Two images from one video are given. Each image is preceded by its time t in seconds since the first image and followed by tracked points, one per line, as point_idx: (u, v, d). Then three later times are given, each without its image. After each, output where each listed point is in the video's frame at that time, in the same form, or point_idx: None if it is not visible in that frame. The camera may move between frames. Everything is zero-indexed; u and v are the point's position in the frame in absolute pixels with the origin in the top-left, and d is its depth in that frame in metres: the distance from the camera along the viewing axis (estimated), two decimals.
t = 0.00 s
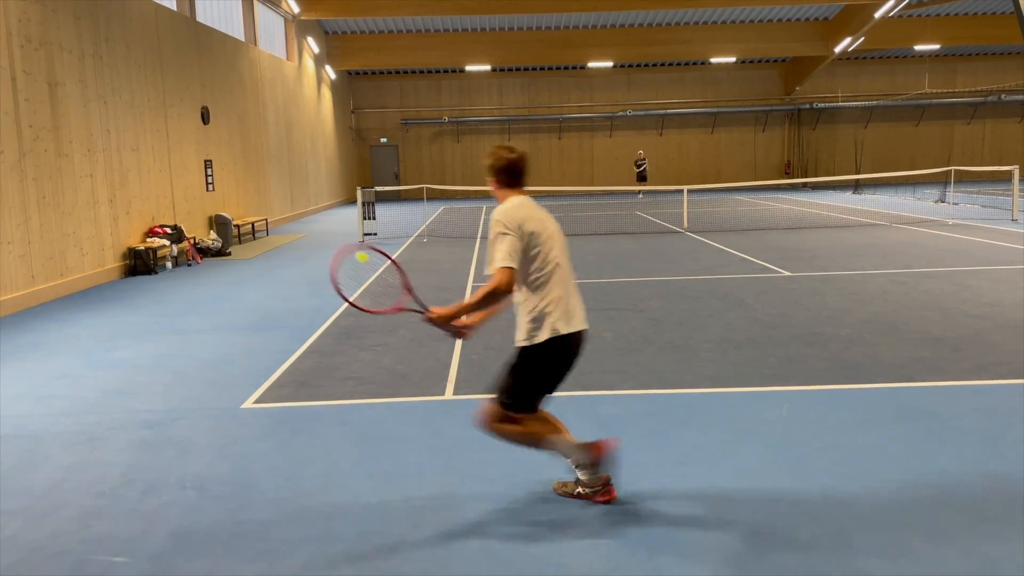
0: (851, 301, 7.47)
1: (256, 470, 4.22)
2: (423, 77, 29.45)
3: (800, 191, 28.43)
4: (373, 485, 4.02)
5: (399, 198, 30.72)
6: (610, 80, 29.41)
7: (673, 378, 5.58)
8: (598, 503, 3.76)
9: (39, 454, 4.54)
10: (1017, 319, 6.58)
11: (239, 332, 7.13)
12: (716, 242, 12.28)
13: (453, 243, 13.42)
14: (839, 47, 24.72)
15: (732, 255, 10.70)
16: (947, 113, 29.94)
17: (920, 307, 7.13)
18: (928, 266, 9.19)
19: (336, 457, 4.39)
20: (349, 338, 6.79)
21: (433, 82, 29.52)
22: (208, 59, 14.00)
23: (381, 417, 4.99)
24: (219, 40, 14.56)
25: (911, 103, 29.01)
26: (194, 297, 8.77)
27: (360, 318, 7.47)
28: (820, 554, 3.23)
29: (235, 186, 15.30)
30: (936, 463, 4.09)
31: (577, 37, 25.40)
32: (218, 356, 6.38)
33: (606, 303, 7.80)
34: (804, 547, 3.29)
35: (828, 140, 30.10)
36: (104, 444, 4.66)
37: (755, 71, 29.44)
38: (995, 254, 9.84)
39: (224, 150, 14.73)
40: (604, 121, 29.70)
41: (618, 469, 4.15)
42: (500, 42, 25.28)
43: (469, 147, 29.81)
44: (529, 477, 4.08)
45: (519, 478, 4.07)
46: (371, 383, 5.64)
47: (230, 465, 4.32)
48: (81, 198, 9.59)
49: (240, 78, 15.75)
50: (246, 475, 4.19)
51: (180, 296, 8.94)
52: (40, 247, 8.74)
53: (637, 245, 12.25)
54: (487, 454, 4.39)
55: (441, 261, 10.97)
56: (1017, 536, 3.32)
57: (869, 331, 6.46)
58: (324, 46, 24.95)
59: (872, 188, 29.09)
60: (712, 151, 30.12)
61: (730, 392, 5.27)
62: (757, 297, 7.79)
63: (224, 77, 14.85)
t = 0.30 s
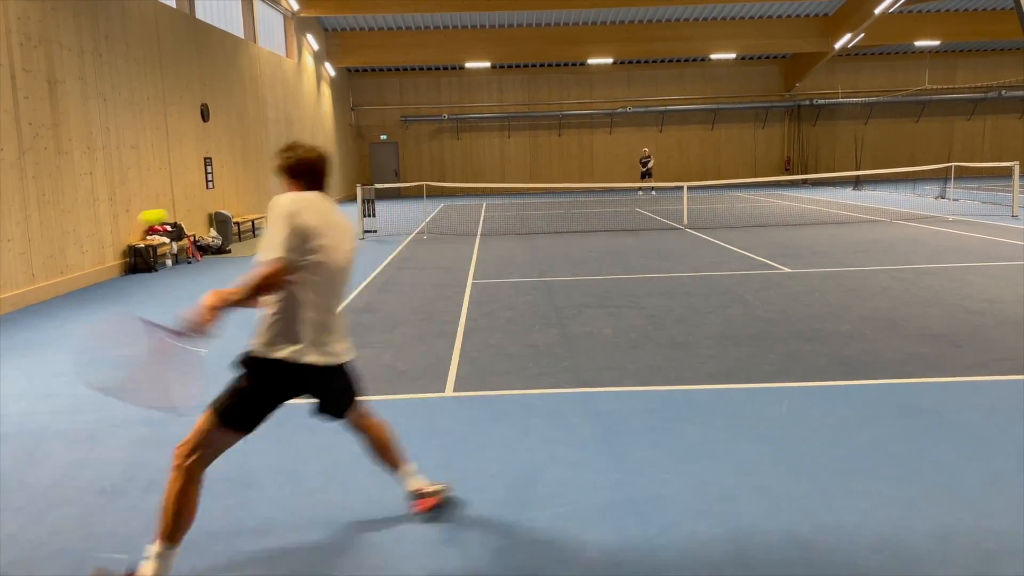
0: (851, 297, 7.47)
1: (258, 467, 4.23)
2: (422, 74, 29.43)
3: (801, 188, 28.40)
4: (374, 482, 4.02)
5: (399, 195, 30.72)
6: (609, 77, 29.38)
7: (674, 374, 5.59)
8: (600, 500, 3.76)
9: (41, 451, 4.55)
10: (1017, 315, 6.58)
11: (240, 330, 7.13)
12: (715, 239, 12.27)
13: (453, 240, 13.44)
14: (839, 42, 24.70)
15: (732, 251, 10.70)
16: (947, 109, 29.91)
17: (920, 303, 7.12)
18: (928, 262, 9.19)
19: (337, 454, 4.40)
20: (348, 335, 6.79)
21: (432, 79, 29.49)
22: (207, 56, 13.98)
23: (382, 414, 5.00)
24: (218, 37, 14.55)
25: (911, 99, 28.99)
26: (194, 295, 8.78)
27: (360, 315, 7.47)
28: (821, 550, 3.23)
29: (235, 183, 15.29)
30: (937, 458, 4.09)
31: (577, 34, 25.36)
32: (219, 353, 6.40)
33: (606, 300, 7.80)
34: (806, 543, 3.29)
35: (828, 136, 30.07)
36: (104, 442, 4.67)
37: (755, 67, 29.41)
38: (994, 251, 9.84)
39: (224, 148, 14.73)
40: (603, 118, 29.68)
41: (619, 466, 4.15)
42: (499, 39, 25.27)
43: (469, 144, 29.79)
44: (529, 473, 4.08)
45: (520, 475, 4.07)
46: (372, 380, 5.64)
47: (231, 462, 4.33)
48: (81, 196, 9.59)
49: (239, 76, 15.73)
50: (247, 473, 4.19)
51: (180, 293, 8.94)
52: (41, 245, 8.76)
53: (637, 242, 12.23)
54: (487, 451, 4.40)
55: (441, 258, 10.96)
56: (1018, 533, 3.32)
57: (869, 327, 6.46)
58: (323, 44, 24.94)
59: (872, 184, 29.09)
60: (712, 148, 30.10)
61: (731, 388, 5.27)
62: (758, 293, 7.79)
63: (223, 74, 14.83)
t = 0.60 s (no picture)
0: (850, 293, 7.47)
1: (257, 463, 4.23)
2: (422, 70, 29.42)
3: (801, 185, 28.38)
4: (373, 479, 4.02)
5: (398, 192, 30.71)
6: (609, 74, 29.36)
7: (673, 371, 5.59)
8: (598, 495, 3.77)
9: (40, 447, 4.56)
10: (1015, 311, 6.59)
11: (239, 327, 7.13)
12: (714, 236, 12.27)
13: (452, 237, 13.44)
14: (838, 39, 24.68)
15: (731, 248, 10.70)
16: (947, 106, 29.91)
17: (919, 300, 7.12)
18: (927, 259, 9.19)
19: (336, 450, 4.40)
20: (347, 332, 6.80)
21: (432, 76, 29.47)
22: (206, 53, 13.96)
23: (381, 410, 5.00)
24: (217, 34, 14.53)
25: (910, 97, 28.98)
26: (193, 292, 8.77)
27: (358, 312, 7.48)
28: (818, 546, 3.24)
29: (234, 180, 15.28)
30: (935, 455, 4.09)
31: (577, 30, 25.33)
32: (217, 350, 6.40)
33: (605, 297, 7.80)
34: (803, 539, 3.30)
35: (828, 133, 30.05)
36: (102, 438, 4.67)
37: (755, 64, 29.37)
38: (993, 247, 9.85)
39: (223, 144, 14.72)
40: (603, 115, 29.66)
41: (618, 462, 4.15)
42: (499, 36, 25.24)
43: (468, 141, 29.78)
44: (528, 469, 4.09)
45: (518, 471, 4.08)
46: (370, 377, 5.64)
47: (230, 458, 4.33)
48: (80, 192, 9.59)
49: (238, 73, 15.71)
50: (246, 469, 4.19)
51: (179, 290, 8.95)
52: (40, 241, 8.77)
53: (636, 239, 12.22)
54: (486, 447, 4.40)
55: (440, 255, 10.95)
56: (1015, 528, 3.33)
57: (868, 324, 6.46)
58: (323, 40, 24.92)
59: (872, 181, 29.08)
60: (711, 145, 30.09)
61: (730, 384, 5.28)
62: (758, 290, 7.78)
63: (222, 70, 14.81)
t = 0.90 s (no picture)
0: (847, 292, 7.48)
1: (253, 461, 4.23)
2: (419, 68, 29.39)
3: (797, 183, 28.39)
4: (370, 476, 4.02)
5: (396, 189, 30.68)
6: (606, 72, 29.36)
7: (670, 368, 5.60)
8: (595, 493, 3.77)
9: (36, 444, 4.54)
10: (1011, 310, 6.60)
11: (235, 324, 7.11)
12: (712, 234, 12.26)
13: (449, 234, 13.44)
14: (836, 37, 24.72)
15: (728, 246, 10.70)
16: (943, 105, 29.98)
17: (915, 298, 7.13)
18: (924, 257, 9.20)
19: (332, 447, 4.40)
20: (344, 329, 6.79)
21: (430, 74, 29.43)
22: (203, 50, 13.93)
23: (378, 408, 5.00)
24: (214, 30, 14.49)
25: (908, 95, 29.03)
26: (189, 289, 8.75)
27: (355, 309, 7.47)
28: (813, 543, 3.24)
29: (231, 177, 15.25)
30: (931, 452, 4.11)
31: (574, 28, 25.30)
32: (213, 348, 6.38)
33: (603, 295, 7.80)
34: (798, 536, 3.31)
35: (825, 131, 30.09)
36: (98, 435, 4.66)
37: (753, 62, 29.39)
38: (989, 246, 9.87)
39: (219, 141, 14.70)
40: (600, 113, 29.66)
41: (614, 459, 4.15)
42: (496, 34, 25.22)
43: (466, 139, 29.76)
44: (525, 467, 4.09)
45: (515, 468, 4.08)
46: (366, 375, 5.64)
47: (226, 456, 4.33)
48: (76, 189, 9.57)
49: (235, 70, 15.68)
50: (242, 466, 4.19)
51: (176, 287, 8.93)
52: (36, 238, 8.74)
53: (633, 237, 12.22)
54: (482, 444, 4.40)
55: (436, 253, 10.94)
56: (1009, 525, 3.34)
57: (865, 322, 6.47)
58: (320, 37, 24.88)
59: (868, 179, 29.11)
60: (708, 142, 30.10)
61: (726, 383, 5.28)
62: (754, 288, 7.78)
63: (219, 67, 14.78)
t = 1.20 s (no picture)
0: (840, 292, 7.49)
1: (247, 460, 4.22)
2: (414, 67, 29.37)
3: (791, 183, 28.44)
4: (363, 475, 4.02)
5: (390, 189, 30.65)
6: (600, 72, 29.38)
7: (664, 368, 5.61)
8: (588, 492, 3.78)
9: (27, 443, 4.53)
10: (1003, 311, 6.62)
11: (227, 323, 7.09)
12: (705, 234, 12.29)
13: (443, 233, 13.43)
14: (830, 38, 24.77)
15: (722, 246, 10.72)
16: (936, 106, 30.08)
17: (908, 299, 7.15)
18: (916, 258, 9.23)
19: (326, 447, 4.39)
20: (337, 328, 6.78)
21: (424, 73, 29.41)
22: (197, 48, 13.90)
23: (371, 407, 5.00)
24: (208, 28, 14.46)
25: (901, 96, 29.12)
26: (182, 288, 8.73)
27: (349, 309, 7.45)
28: (805, 543, 3.25)
29: (224, 176, 15.20)
30: (923, 452, 4.12)
31: (569, 27, 25.30)
32: (206, 347, 6.36)
33: (597, 294, 7.81)
34: (790, 535, 3.31)
35: (818, 132, 30.16)
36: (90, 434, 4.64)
37: (747, 63, 29.44)
38: (980, 247, 9.90)
39: (213, 140, 14.67)
40: (594, 113, 29.67)
41: (607, 458, 4.16)
42: (491, 33, 25.20)
43: (460, 138, 29.73)
44: (518, 466, 4.10)
45: (508, 467, 4.08)
46: (359, 374, 5.64)
47: (219, 455, 4.32)
48: (69, 187, 9.54)
49: (229, 68, 15.64)
50: (235, 465, 4.18)
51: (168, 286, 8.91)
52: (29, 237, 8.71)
53: (627, 236, 12.23)
54: (475, 444, 4.40)
55: (430, 252, 10.94)
56: (1000, 526, 3.35)
57: (858, 322, 6.49)
58: (314, 35, 24.83)
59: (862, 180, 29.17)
60: (702, 142, 30.13)
61: (719, 382, 5.29)
62: (748, 288, 7.80)
63: (213, 65, 14.74)
